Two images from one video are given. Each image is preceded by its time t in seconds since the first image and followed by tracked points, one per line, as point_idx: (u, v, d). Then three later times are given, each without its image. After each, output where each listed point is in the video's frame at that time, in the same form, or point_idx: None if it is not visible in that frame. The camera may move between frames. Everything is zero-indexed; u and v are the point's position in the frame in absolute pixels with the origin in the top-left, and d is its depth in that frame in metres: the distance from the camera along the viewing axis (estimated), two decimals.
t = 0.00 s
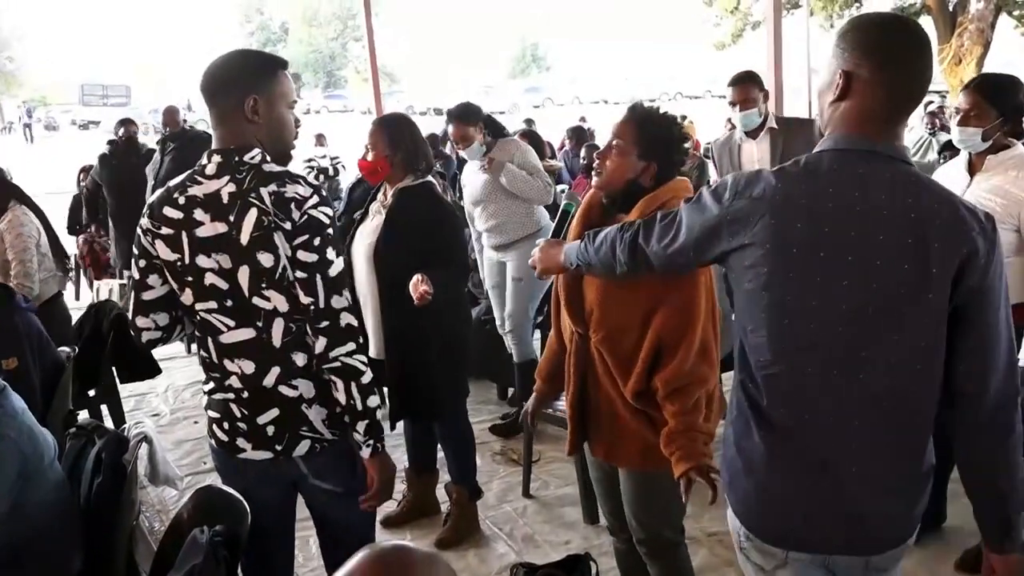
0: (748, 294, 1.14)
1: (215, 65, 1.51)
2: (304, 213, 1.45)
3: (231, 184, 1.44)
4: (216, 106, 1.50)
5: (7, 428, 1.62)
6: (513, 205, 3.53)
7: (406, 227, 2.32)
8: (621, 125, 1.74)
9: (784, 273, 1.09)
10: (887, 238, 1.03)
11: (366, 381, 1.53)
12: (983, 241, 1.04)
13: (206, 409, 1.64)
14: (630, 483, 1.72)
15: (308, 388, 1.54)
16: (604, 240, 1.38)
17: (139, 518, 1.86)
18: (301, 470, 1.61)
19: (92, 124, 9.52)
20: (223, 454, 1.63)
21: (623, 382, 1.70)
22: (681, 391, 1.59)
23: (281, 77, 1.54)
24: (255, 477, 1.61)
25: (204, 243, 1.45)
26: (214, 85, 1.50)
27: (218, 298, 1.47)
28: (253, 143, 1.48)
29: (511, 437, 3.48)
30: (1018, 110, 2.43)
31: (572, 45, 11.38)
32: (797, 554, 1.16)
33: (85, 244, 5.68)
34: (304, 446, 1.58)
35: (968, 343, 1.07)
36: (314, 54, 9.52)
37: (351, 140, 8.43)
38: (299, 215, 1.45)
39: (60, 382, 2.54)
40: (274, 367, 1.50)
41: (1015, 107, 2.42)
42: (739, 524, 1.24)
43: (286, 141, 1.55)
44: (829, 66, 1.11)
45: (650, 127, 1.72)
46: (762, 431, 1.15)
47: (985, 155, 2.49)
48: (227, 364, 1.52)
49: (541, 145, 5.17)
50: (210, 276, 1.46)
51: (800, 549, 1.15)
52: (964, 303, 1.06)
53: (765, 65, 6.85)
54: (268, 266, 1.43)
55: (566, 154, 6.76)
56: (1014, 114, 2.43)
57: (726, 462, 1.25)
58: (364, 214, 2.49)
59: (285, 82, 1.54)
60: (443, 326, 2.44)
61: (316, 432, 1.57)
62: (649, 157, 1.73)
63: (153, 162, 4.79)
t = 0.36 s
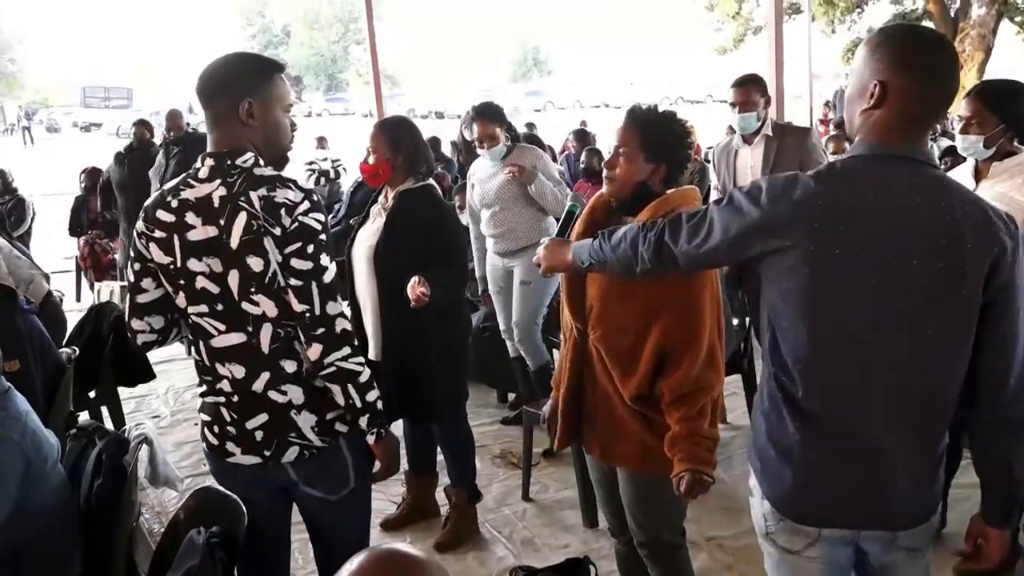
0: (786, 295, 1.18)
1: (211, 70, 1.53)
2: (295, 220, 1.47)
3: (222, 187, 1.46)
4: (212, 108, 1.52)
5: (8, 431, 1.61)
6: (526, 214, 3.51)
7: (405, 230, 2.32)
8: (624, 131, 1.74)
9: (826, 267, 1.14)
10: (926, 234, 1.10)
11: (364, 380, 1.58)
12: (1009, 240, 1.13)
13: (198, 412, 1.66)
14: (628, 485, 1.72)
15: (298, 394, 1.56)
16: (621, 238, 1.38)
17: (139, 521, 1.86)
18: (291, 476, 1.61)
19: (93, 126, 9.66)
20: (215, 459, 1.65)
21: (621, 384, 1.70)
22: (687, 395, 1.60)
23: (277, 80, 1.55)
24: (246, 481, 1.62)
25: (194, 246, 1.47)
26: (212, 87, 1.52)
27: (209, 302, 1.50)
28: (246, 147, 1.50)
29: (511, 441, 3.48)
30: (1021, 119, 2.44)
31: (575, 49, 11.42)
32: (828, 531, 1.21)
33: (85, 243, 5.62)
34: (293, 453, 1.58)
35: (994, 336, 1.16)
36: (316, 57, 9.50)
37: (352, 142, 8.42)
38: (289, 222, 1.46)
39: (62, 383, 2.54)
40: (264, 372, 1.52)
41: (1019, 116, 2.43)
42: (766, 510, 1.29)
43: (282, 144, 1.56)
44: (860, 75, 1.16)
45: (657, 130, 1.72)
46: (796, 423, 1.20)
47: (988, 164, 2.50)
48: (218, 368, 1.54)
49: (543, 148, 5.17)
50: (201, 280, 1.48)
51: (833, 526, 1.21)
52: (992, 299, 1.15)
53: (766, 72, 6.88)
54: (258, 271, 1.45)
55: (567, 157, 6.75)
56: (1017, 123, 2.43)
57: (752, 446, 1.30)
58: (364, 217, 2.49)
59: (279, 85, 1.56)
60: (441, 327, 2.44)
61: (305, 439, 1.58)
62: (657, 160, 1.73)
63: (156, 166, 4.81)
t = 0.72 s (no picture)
0: (837, 285, 1.30)
1: (207, 74, 1.53)
2: (306, 222, 1.47)
3: (227, 192, 1.46)
4: (209, 113, 1.52)
5: (12, 433, 1.63)
6: (548, 223, 3.46)
7: (411, 231, 2.32)
8: (617, 140, 1.73)
9: (879, 259, 1.25)
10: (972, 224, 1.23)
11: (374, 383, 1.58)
12: None
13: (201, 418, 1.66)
14: (634, 491, 1.71)
15: (304, 399, 1.56)
16: (657, 237, 1.48)
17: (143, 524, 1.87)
18: (295, 481, 1.61)
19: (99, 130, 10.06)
20: (219, 466, 1.64)
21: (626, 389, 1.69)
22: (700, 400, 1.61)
23: (276, 83, 1.56)
24: (251, 486, 1.62)
25: (199, 251, 1.47)
26: (207, 92, 1.52)
27: (214, 308, 1.50)
28: (248, 151, 1.50)
29: (516, 447, 3.47)
30: None
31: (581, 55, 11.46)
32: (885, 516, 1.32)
33: (91, 248, 5.67)
34: (299, 458, 1.58)
35: None
36: (321, 61, 9.48)
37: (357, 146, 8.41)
38: (300, 224, 1.47)
39: (68, 384, 2.54)
40: (271, 377, 1.52)
41: None
42: (817, 498, 1.39)
43: (280, 148, 1.57)
44: (894, 68, 1.31)
45: (657, 132, 1.71)
46: (849, 407, 1.32)
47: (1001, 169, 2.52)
48: (222, 374, 1.54)
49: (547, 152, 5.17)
50: (207, 285, 1.49)
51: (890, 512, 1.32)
52: None
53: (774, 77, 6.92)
54: (268, 275, 1.46)
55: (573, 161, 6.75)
56: None
57: (802, 433, 1.44)
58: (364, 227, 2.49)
59: (278, 89, 1.56)
60: (450, 329, 2.43)
61: (311, 443, 1.58)
62: (654, 163, 1.73)
63: (166, 168, 4.86)
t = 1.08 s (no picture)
0: (863, 290, 1.26)
1: (209, 72, 1.48)
2: (308, 225, 1.42)
3: (229, 196, 1.42)
4: (211, 113, 1.47)
5: (9, 439, 1.58)
6: (565, 233, 3.43)
7: (420, 233, 2.28)
8: (638, 133, 1.68)
9: (906, 263, 1.21)
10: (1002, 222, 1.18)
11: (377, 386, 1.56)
12: None
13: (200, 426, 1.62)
14: (651, 506, 1.66)
15: (306, 408, 1.51)
16: (674, 247, 1.45)
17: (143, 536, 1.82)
18: (296, 492, 1.57)
19: (98, 130, 10.08)
20: (218, 476, 1.60)
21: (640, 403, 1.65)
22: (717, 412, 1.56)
23: (280, 84, 1.51)
24: (252, 499, 1.57)
25: (198, 256, 1.43)
26: (210, 92, 1.47)
27: (214, 315, 1.46)
28: (252, 153, 1.46)
29: (526, 457, 3.42)
30: None
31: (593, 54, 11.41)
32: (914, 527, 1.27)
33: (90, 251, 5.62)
34: (299, 469, 1.54)
35: None
36: (327, 60, 9.43)
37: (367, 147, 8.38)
38: (302, 228, 1.42)
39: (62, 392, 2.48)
40: (273, 385, 1.48)
41: None
42: (843, 510, 1.34)
43: (284, 150, 1.53)
44: (916, 69, 1.28)
45: (668, 134, 1.66)
46: (876, 415, 1.28)
47: None
48: (223, 382, 1.50)
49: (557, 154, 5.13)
50: (207, 291, 1.45)
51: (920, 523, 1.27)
52: None
53: (794, 77, 6.87)
54: (269, 281, 1.42)
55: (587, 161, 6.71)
56: None
57: (827, 444, 1.39)
58: (367, 226, 2.46)
59: (281, 88, 1.52)
60: (461, 337, 2.38)
61: (312, 454, 1.53)
62: (668, 167, 1.68)
63: (171, 169, 4.83)
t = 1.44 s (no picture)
0: (881, 304, 1.22)
1: (226, 76, 1.46)
2: (325, 246, 1.38)
3: (238, 205, 1.38)
4: (228, 119, 1.45)
5: (11, 455, 1.54)
6: (578, 241, 3.36)
7: (435, 239, 2.24)
8: (649, 151, 1.62)
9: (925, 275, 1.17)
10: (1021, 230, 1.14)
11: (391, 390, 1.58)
12: None
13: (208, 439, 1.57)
14: (663, 527, 1.61)
15: (314, 424, 1.46)
16: (686, 262, 1.43)
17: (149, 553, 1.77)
18: (306, 510, 1.52)
19: (103, 135, 10.04)
20: (226, 492, 1.56)
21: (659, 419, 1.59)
22: (735, 430, 1.50)
23: (297, 88, 1.50)
24: (262, 516, 1.53)
25: (206, 267, 1.39)
26: (227, 95, 1.45)
27: (221, 326, 1.41)
28: (265, 161, 1.43)
29: (543, 473, 3.36)
30: None
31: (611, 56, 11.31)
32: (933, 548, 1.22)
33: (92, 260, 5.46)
34: (308, 487, 1.49)
35: None
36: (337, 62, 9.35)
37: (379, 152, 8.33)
38: (318, 247, 1.38)
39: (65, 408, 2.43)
40: (279, 400, 1.43)
41: None
42: (864, 530, 1.29)
43: (301, 158, 1.51)
44: (931, 74, 1.22)
45: (690, 145, 1.61)
46: (889, 430, 1.24)
47: None
48: (229, 396, 1.46)
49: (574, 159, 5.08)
50: (213, 302, 1.40)
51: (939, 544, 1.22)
52: None
53: (820, 81, 6.78)
54: (277, 294, 1.38)
55: (606, 166, 6.64)
56: None
57: (844, 461, 1.34)
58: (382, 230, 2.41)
59: (299, 94, 1.51)
60: (475, 349, 2.32)
61: (321, 472, 1.48)
62: (690, 177, 1.62)
63: (180, 176, 4.79)
